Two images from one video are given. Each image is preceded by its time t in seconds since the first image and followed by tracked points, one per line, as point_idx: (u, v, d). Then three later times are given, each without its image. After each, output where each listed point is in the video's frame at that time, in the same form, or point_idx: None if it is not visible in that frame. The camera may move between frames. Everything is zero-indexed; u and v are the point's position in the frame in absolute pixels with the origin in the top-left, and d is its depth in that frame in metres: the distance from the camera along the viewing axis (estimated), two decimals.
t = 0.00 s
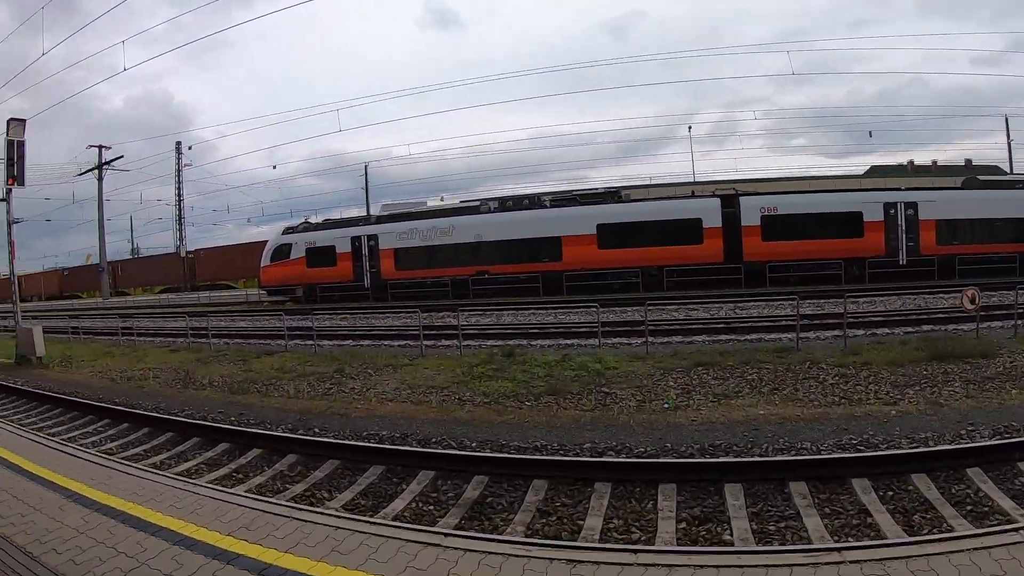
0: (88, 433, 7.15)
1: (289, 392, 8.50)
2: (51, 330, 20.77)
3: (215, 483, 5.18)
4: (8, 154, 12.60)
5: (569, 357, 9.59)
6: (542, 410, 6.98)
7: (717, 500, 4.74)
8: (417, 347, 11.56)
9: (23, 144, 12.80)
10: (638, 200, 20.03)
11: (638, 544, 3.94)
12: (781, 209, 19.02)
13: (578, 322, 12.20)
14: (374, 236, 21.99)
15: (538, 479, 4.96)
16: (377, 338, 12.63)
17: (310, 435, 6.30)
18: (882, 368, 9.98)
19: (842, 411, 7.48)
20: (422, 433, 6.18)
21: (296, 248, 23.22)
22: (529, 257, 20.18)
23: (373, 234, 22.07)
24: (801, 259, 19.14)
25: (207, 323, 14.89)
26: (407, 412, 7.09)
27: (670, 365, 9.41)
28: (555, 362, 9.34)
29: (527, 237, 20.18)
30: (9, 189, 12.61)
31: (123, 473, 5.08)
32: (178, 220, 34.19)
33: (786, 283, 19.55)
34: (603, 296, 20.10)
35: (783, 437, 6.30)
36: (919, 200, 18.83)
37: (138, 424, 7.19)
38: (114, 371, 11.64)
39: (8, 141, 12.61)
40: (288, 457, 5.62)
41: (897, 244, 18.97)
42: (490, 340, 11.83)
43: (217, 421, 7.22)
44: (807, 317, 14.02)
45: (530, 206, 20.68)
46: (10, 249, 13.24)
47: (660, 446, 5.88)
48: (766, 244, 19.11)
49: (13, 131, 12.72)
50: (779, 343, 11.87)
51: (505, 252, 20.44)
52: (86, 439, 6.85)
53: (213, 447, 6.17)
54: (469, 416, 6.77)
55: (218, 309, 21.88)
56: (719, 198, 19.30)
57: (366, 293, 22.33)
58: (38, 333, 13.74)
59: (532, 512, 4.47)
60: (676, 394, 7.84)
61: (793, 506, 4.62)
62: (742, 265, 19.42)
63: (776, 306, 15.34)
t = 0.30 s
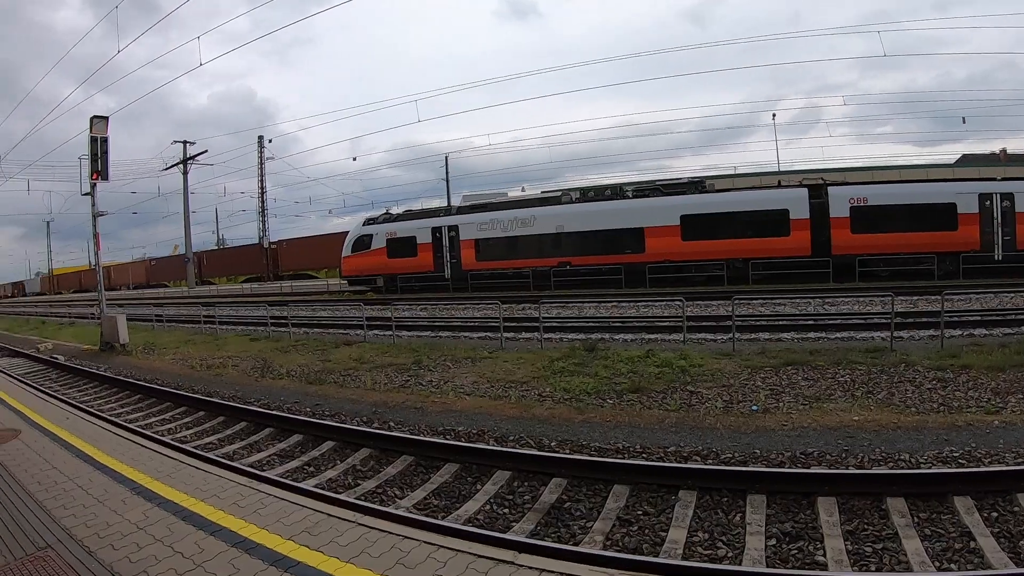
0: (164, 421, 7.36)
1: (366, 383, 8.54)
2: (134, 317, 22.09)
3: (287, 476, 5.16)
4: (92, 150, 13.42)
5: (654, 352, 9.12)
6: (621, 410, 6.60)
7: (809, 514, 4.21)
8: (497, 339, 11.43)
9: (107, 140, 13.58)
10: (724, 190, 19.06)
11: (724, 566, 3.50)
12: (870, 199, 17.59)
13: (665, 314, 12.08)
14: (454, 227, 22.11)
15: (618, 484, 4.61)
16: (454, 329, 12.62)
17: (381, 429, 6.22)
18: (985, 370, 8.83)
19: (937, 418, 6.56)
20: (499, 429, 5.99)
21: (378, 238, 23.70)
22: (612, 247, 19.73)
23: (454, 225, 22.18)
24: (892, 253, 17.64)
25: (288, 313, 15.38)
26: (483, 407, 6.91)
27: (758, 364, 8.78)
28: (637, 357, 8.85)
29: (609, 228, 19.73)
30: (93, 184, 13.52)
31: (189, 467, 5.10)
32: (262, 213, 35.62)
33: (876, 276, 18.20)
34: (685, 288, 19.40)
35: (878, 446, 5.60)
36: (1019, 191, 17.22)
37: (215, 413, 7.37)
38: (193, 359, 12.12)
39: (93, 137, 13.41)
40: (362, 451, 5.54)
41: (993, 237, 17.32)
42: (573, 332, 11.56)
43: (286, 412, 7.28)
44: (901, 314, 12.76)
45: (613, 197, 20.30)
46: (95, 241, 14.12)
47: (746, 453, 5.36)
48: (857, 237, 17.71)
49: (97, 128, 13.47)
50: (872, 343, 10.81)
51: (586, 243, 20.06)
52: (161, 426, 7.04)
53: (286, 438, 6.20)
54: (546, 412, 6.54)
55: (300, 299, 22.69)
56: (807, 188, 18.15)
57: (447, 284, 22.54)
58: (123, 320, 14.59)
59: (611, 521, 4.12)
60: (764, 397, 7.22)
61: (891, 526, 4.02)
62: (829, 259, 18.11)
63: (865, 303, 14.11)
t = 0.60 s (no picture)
0: (242, 416, 7.56)
1: (445, 387, 8.54)
2: (224, 309, 23.32)
3: (357, 480, 5.11)
4: (185, 149, 14.23)
5: (746, 366, 8.90)
6: (709, 430, 6.27)
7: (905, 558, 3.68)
8: (582, 346, 11.42)
9: (197, 139, 14.33)
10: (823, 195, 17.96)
11: None
12: (974, 207, 16.10)
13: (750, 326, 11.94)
14: (542, 229, 22.11)
15: (701, 512, 4.23)
16: (541, 332, 12.58)
17: (455, 436, 6.14)
18: None
19: None
20: (579, 443, 5.84)
21: (466, 239, 24.02)
22: (704, 253, 19.04)
23: (543, 227, 22.16)
24: (998, 266, 16.07)
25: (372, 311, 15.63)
26: (563, 417, 6.84)
27: (855, 385, 8.02)
28: (727, 371, 8.69)
29: (701, 233, 19.05)
30: (185, 181, 14.33)
31: (249, 466, 5.05)
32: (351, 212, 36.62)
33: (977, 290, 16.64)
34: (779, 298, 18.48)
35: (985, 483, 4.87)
36: None
37: (290, 410, 7.50)
38: (274, 354, 12.51)
39: (186, 137, 14.22)
40: (434, 459, 5.43)
41: None
42: (662, 340, 11.69)
43: (359, 412, 7.32)
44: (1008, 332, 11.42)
45: (705, 202, 19.45)
46: (186, 236, 14.93)
47: (840, 484, 4.83)
48: (959, 248, 16.25)
49: (189, 127, 14.25)
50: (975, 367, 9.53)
51: (678, 248, 19.48)
52: (238, 421, 7.23)
53: (360, 439, 6.19)
54: (628, 428, 6.38)
55: (388, 296, 23.33)
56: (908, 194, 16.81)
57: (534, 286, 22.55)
58: (211, 312, 15.32)
59: (690, 553, 3.75)
60: (859, 421, 6.55)
61: None
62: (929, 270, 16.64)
63: (969, 320, 12.73)
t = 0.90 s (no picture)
0: (312, 421, 7.71)
1: (519, 404, 8.48)
2: (304, 313, 24.29)
3: (421, 497, 5.05)
4: (270, 155, 14.87)
5: (832, 397, 8.50)
6: (786, 462, 6.13)
7: None
8: (661, 367, 11.49)
9: (281, 146, 14.95)
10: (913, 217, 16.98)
11: None
12: None
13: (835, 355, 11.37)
14: (626, 246, 22.03)
15: (779, 557, 3.89)
16: (621, 352, 12.59)
17: (525, 456, 6.07)
18: None
19: None
20: (655, 473, 5.72)
21: (548, 253, 24.27)
22: (788, 275, 18.52)
23: (626, 243, 22.08)
24: None
25: (450, 322, 15.88)
26: (636, 442, 6.78)
27: (947, 423, 7.33)
28: (811, 402, 8.37)
29: (787, 255, 18.54)
30: (270, 186, 14.98)
31: (307, 475, 5.03)
32: (433, 223, 37.25)
33: None
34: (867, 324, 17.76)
35: None
36: None
37: (360, 418, 7.60)
38: (350, 360, 12.79)
39: (272, 144, 14.84)
40: (502, 479, 5.32)
41: None
42: (745, 365, 11.54)
43: (431, 425, 7.33)
44: None
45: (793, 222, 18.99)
46: (269, 240, 15.60)
47: (930, 534, 4.35)
48: None
49: (275, 135, 14.91)
50: None
51: (763, 269, 18.99)
52: (307, 426, 7.38)
53: (428, 453, 6.17)
54: (707, 459, 6.24)
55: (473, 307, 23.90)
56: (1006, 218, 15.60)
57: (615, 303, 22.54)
58: (289, 316, 15.86)
59: None
60: (949, 463, 5.95)
61: None
62: None
63: None
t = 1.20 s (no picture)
0: (371, 433, 7.77)
1: (583, 426, 8.31)
2: (368, 323, 24.88)
3: (477, 518, 4.95)
4: (339, 167, 15.34)
5: (909, 430, 7.89)
6: (857, 500, 5.69)
7: None
8: (730, 393, 11.15)
9: (351, 159, 15.41)
10: (995, 241, 16.45)
11: None
12: None
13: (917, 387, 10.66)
14: (696, 265, 21.62)
15: None
16: (689, 376, 12.29)
17: (585, 481, 5.91)
18: None
19: None
20: (721, 505, 5.46)
21: (617, 271, 23.98)
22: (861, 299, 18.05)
23: (696, 262, 21.69)
24: None
25: (515, 338, 15.86)
26: (702, 472, 6.50)
27: None
28: (885, 434, 7.82)
29: (862, 278, 18.03)
30: (339, 197, 15.43)
31: (359, 492, 4.99)
32: (502, 238, 37.50)
33: None
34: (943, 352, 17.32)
35: None
36: None
37: (419, 433, 7.61)
38: (413, 374, 12.88)
39: (341, 156, 15.34)
40: (561, 504, 5.19)
41: None
42: (817, 395, 10.95)
43: (490, 444, 7.24)
44: None
45: (867, 244, 18.41)
46: (337, 250, 16.06)
47: None
48: None
49: (344, 147, 15.38)
50: None
51: (835, 293, 18.54)
52: (366, 438, 7.44)
53: (486, 473, 6.09)
54: (776, 492, 5.89)
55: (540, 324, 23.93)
56: None
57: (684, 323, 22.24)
58: (354, 327, 16.18)
59: None
60: None
61: None
62: None
63: None
